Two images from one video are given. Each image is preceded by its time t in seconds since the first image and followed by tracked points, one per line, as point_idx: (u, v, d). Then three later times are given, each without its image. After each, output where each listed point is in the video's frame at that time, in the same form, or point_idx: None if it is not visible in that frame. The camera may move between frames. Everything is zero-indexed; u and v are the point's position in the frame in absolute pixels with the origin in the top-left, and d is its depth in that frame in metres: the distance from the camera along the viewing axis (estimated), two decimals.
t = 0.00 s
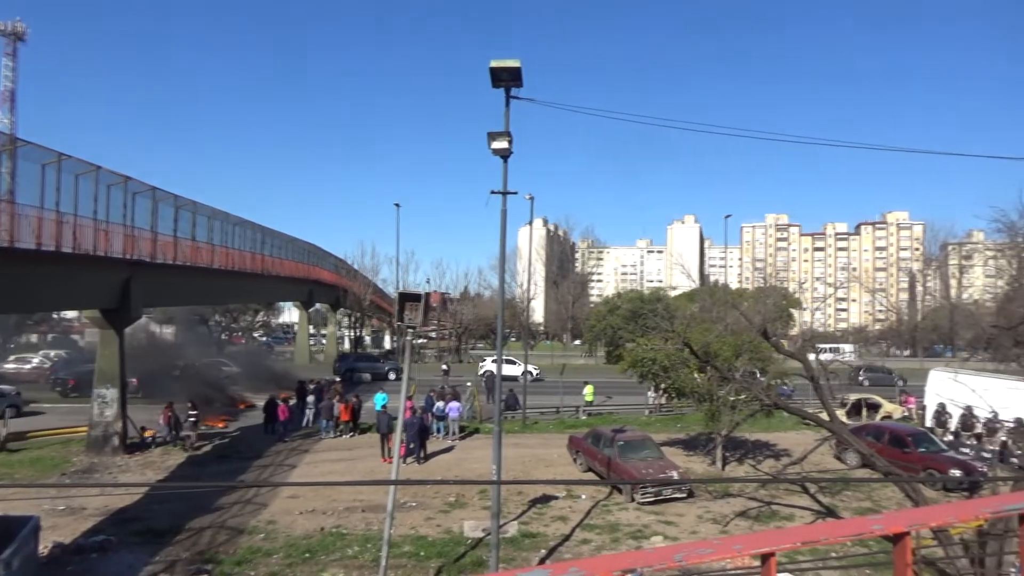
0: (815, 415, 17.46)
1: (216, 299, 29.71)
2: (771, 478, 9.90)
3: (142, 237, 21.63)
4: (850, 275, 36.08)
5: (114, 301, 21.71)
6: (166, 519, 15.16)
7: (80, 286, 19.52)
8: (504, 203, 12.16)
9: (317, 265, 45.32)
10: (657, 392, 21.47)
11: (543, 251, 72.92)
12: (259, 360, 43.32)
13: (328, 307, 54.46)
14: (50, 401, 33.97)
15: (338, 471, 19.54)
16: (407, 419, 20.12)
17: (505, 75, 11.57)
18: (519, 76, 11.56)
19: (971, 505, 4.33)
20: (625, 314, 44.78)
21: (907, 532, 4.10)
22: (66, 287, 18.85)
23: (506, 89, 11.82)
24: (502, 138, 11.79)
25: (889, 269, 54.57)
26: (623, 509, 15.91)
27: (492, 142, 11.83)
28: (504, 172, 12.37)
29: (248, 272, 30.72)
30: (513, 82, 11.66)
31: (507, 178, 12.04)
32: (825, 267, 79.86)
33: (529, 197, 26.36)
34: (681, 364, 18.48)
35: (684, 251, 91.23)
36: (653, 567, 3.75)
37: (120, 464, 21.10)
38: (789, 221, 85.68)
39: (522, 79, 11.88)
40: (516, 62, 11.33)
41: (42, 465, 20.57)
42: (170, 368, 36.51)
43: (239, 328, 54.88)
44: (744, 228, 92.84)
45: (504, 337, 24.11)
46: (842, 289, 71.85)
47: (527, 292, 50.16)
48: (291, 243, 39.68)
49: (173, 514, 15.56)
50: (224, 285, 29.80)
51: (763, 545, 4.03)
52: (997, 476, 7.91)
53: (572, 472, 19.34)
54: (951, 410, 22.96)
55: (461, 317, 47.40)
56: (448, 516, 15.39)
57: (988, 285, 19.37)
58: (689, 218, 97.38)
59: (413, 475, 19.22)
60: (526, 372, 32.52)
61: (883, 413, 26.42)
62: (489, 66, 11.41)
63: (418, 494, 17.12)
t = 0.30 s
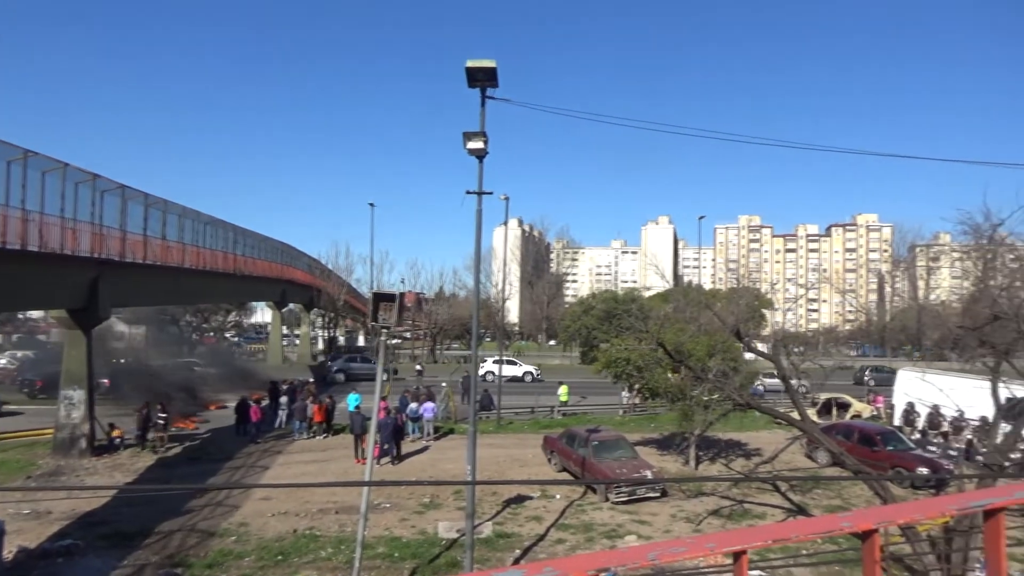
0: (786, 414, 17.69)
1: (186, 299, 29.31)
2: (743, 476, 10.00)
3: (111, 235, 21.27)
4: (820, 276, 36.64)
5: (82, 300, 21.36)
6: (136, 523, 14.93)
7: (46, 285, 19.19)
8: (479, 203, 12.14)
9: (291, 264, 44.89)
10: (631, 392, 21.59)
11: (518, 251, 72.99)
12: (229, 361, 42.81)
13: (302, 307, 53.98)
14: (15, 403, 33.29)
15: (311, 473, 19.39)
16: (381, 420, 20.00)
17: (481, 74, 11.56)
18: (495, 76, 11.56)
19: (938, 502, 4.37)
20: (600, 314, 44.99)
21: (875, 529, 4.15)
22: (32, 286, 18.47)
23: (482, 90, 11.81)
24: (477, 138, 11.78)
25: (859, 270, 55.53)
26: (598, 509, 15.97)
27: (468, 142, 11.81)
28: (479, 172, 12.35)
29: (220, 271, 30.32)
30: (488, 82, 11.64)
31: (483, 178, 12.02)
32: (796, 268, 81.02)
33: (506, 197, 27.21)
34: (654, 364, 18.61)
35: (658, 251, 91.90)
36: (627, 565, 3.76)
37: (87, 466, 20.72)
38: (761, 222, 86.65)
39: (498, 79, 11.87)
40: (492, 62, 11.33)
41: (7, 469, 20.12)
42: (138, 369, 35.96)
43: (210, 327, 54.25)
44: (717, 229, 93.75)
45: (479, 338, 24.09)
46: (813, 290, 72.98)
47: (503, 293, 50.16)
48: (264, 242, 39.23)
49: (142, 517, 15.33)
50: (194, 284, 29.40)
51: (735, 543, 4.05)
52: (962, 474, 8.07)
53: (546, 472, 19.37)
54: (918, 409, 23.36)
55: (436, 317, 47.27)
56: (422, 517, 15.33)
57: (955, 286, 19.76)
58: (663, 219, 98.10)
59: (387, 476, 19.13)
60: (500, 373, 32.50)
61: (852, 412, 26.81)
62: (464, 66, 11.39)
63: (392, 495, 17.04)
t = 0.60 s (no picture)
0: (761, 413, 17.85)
1: (160, 298, 28.93)
2: (719, 476, 10.08)
3: (83, 233, 20.92)
4: (795, 276, 37.01)
5: (52, 299, 21.00)
6: (108, 525, 14.72)
7: (15, 283, 18.82)
8: (457, 202, 12.10)
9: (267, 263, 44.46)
10: (609, 391, 21.67)
11: (496, 251, 72.95)
12: (204, 361, 42.37)
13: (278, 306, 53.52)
14: None
15: (287, 473, 19.25)
16: (358, 420, 19.90)
17: (459, 74, 11.54)
18: (473, 75, 11.54)
19: (910, 498, 4.40)
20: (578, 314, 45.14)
21: (848, 526, 4.18)
22: (1, 285, 18.11)
23: (460, 89, 11.79)
24: (455, 138, 11.76)
25: (833, 271, 56.43)
26: (576, 508, 16.02)
27: (446, 141, 11.79)
28: (457, 172, 12.33)
29: (194, 271, 29.94)
30: (467, 81, 11.62)
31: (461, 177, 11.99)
32: (772, 268, 82.00)
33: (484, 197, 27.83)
34: (632, 364, 18.68)
35: (636, 251, 92.37)
36: (604, 564, 3.76)
37: (58, 468, 20.40)
38: (738, 223, 87.43)
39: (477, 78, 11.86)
40: (469, 62, 11.31)
41: None
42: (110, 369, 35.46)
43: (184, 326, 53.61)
44: (694, 229, 94.43)
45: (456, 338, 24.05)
46: (788, 289, 73.98)
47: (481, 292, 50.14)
48: (240, 241, 38.81)
49: (115, 519, 15.12)
50: (168, 283, 29.02)
51: (711, 541, 4.07)
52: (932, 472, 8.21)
53: (524, 471, 19.39)
54: (891, 407, 23.71)
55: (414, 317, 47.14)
56: (400, 517, 15.29)
57: (926, 287, 20.09)
58: (641, 219, 98.61)
59: (365, 476, 19.05)
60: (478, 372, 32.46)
61: (826, 411, 27.13)
62: (442, 65, 11.37)
63: (369, 495, 16.97)
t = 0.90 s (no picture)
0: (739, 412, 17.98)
1: (135, 296, 28.57)
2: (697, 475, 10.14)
3: (56, 231, 20.60)
4: (774, 276, 37.26)
5: (25, 298, 20.66)
6: (82, 527, 14.51)
7: None
8: (437, 201, 12.06)
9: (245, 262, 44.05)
10: (589, 390, 21.72)
11: (476, 250, 72.86)
12: (181, 360, 41.98)
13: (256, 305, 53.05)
14: None
15: (265, 473, 19.10)
16: (338, 419, 19.78)
17: (439, 73, 11.51)
18: (454, 74, 11.51)
19: (884, 496, 4.45)
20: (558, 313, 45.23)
21: (825, 522, 4.21)
22: None
23: (440, 88, 11.75)
24: (436, 137, 11.72)
25: (810, 270, 57.02)
26: (556, 506, 16.05)
27: (426, 140, 11.75)
28: (437, 171, 12.29)
29: (170, 269, 29.57)
30: (447, 80, 11.59)
31: (441, 176, 11.96)
32: (750, 268, 82.76)
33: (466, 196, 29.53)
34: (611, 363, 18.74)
35: (616, 251, 92.72)
36: (584, 563, 3.76)
37: (31, 469, 20.08)
38: (716, 223, 88.05)
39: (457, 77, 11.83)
40: (450, 60, 11.27)
41: None
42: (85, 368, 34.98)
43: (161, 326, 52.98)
44: (674, 229, 94.96)
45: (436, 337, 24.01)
46: (766, 288, 74.83)
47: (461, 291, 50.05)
48: (218, 239, 38.42)
49: (90, 521, 14.92)
50: (144, 281, 28.66)
51: (690, 539, 4.07)
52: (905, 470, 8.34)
53: (504, 471, 19.38)
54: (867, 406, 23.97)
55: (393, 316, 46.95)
56: (379, 517, 15.22)
57: (901, 286, 20.36)
58: (621, 219, 98.95)
59: (344, 476, 18.95)
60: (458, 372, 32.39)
61: (804, 409, 27.38)
62: (423, 63, 11.32)
63: (348, 495, 16.88)
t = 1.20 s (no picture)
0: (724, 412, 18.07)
1: (117, 297, 28.31)
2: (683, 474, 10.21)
3: (37, 230, 20.37)
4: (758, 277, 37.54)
5: (6, 297, 20.43)
6: (64, 529, 14.36)
7: None
8: (423, 201, 12.02)
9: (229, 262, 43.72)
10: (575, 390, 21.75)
11: (463, 250, 72.83)
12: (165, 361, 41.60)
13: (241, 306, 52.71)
14: None
15: (250, 475, 19.00)
16: (323, 420, 19.70)
17: (426, 73, 11.49)
18: (440, 75, 11.50)
19: (867, 495, 4.47)
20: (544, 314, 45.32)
21: (809, 521, 4.22)
22: None
23: (426, 88, 11.73)
24: (422, 137, 11.70)
25: (794, 270, 57.57)
26: (542, 507, 16.07)
27: (412, 140, 11.72)
28: (423, 172, 12.26)
29: (153, 270, 29.33)
30: (433, 81, 11.58)
31: (427, 177, 11.93)
32: (735, 269, 83.40)
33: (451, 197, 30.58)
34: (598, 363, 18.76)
35: (602, 251, 93.03)
36: (570, 563, 3.76)
37: (12, 471, 19.85)
38: (702, 223, 88.58)
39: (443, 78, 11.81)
40: (436, 61, 11.26)
41: None
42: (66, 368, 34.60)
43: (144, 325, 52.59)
44: (659, 230, 95.41)
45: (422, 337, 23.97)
46: (750, 289, 75.55)
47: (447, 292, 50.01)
48: (202, 239, 38.12)
49: (72, 523, 14.76)
50: (126, 282, 28.40)
51: (676, 539, 4.08)
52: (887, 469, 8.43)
53: (490, 471, 19.38)
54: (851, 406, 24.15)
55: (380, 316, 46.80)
56: (365, 518, 15.16)
57: (883, 288, 20.55)
58: (607, 219, 99.30)
59: (330, 476, 18.89)
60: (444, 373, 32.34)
61: (788, 409, 27.55)
62: (409, 63, 11.29)
63: (333, 497, 16.82)
